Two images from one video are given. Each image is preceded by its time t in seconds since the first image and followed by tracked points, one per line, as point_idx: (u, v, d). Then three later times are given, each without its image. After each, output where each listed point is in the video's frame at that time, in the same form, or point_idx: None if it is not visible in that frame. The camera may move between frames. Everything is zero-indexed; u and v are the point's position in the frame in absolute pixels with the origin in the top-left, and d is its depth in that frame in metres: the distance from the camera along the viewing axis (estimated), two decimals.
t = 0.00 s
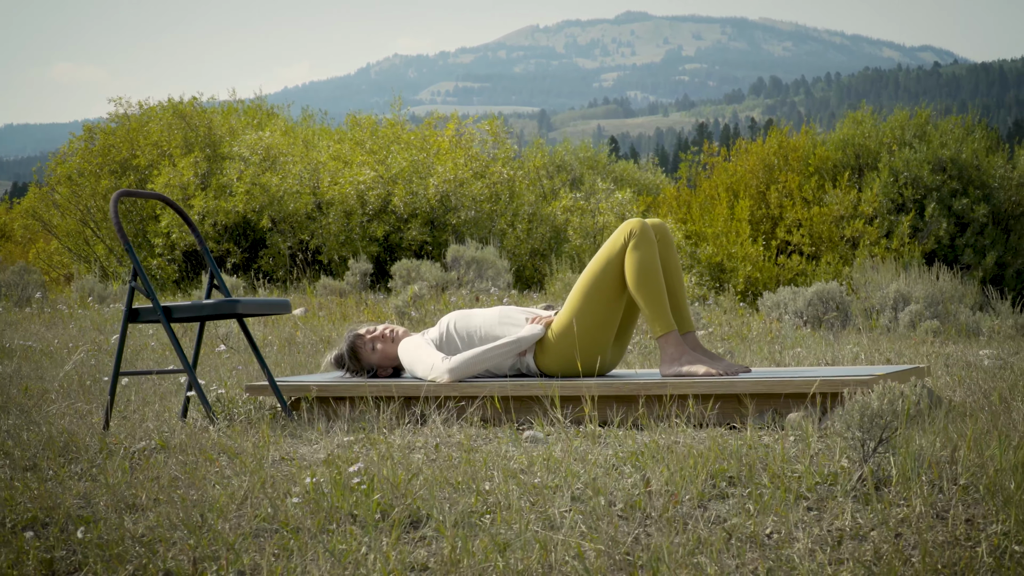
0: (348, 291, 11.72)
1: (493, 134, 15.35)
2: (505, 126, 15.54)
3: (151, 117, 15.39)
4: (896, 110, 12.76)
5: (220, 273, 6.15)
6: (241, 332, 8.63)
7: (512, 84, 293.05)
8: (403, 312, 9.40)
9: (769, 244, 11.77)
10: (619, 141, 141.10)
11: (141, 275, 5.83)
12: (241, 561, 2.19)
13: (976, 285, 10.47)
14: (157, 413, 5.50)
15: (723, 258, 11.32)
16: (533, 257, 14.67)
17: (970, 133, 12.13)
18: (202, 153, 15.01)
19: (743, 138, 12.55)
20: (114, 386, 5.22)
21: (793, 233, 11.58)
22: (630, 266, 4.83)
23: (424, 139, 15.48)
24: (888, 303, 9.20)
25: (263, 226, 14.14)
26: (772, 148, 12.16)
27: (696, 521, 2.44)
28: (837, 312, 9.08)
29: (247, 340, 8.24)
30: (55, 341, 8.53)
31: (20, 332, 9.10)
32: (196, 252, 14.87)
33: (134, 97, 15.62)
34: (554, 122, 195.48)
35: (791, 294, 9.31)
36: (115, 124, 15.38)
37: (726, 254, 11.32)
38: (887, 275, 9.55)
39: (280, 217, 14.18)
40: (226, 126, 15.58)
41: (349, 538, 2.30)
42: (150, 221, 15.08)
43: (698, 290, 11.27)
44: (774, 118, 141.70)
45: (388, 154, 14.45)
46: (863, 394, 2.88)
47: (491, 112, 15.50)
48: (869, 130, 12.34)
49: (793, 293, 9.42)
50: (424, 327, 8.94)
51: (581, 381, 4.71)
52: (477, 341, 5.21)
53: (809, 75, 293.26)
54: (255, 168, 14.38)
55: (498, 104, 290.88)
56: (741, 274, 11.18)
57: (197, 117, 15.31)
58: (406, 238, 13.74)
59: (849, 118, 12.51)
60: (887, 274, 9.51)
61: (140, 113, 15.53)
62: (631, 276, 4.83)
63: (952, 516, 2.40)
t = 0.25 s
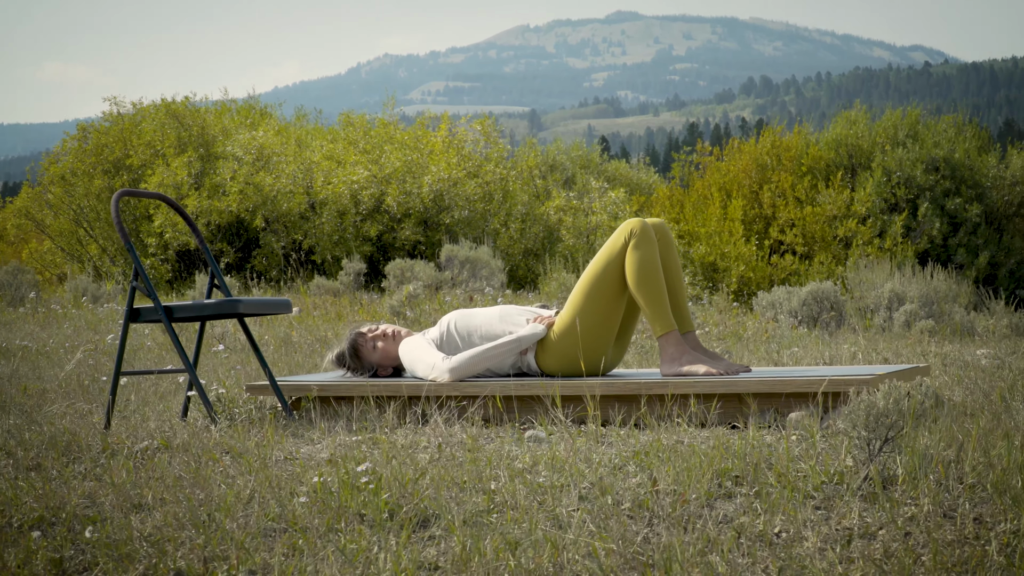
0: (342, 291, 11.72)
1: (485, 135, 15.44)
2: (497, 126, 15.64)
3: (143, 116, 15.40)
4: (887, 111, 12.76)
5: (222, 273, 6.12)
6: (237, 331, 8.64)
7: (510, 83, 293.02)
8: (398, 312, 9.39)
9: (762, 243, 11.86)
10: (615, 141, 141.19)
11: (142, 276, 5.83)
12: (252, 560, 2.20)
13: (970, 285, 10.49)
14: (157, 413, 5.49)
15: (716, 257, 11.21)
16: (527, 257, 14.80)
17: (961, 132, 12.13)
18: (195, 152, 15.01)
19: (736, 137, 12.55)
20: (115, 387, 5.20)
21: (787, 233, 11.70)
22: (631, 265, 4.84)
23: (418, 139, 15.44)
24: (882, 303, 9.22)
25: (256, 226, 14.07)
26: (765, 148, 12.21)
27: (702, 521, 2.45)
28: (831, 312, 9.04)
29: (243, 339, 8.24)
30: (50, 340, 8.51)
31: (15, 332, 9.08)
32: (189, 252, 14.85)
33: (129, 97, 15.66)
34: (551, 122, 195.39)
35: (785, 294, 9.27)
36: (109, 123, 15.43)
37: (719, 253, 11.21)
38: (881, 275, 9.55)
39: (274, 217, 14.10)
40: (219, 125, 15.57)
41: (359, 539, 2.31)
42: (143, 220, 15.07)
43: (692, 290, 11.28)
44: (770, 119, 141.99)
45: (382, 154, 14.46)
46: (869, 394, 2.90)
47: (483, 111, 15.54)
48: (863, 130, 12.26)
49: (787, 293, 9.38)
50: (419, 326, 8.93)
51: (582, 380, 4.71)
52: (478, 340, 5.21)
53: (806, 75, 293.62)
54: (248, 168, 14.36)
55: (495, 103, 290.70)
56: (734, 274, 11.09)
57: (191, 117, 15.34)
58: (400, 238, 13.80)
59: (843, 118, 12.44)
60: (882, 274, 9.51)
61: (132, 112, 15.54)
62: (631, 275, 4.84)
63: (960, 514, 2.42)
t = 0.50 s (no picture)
0: (336, 290, 11.75)
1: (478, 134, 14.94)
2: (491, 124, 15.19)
3: (136, 115, 15.65)
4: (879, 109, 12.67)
5: (223, 273, 6.10)
6: (234, 331, 8.65)
7: (507, 83, 293.00)
8: (393, 311, 9.42)
9: (756, 242, 11.82)
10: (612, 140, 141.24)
11: (144, 275, 5.80)
12: (262, 559, 2.21)
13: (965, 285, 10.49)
14: (158, 413, 5.49)
15: (709, 256, 11.22)
16: (520, 257, 14.50)
17: (953, 132, 12.19)
18: (188, 152, 15.08)
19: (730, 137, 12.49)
20: (116, 386, 5.19)
21: (779, 233, 11.67)
22: (632, 264, 4.84)
23: (410, 139, 15.31)
24: (877, 302, 9.23)
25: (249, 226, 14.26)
26: (758, 148, 12.18)
27: (710, 520, 2.46)
28: (825, 311, 9.05)
29: (240, 339, 8.24)
30: (48, 339, 8.52)
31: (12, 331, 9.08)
32: (182, 251, 14.83)
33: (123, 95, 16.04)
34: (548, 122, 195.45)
35: (780, 293, 9.27)
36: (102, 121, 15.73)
37: (712, 253, 11.22)
38: (876, 274, 9.55)
39: (267, 216, 14.28)
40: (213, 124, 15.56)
41: (370, 539, 2.31)
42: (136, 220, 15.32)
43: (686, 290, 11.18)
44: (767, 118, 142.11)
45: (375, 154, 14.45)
46: (875, 394, 2.92)
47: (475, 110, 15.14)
48: (855, 130, 12.23)
49: (782, 293, 9.43)
50: (415, 325, 8.94)
51: (585, 379, 4.71)
52: (479, 339, 5.20)
53: (804, 74, 293.83)
54: (242, 168, 14.46)
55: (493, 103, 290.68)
56: (727, 273, 11.05)
57: (184, 117, 15.39)
58: (393, 238, 13.76)
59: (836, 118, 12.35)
60: (876, 274, 9.51)
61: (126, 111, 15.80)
62: (633, 274, 4.84)
63: (968, 513, 2.43)
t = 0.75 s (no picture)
0: (330, 289, 11.76)
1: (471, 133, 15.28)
2: (484, 124, 15.44)
3: (129, 116, 15.66)
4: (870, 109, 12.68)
5: (224, 273, 6.09)
6: (230, 331, 8.65)
7: (505, 82, 292.93)
8: (388, 310, 9.37)
9: (749, 242, 11.76)
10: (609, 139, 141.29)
11: (145, 275, 5.79)
12: (272, 558, 2.21)
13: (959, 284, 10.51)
14: (158, 413, 5.49)
15: (702, 256, 11.03)
16: (513, 256, 14.62)
17: (944, 133, 12.31)
18: (181, 152, 15.08)
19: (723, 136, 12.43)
20: (117, 386, 5.17)
21: (772, 232, 11.64)
22: (633, 263, 4.86)
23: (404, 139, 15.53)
24: (871, 301, 9.24)
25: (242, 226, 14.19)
26: (751, 148, 12.07)
27: (719, 519, 2.47)
28: (820, 311, 9.03)
29: (237, 339, 8.24)
30: (43, 339, 8.49)
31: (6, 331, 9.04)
32: (175, 251, 14.77)
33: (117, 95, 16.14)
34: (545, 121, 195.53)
35: (774, 292, 9.22)
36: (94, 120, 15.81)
37: (705, 253, 11.05)
38: (870, 274, 9.56)
39: (260, 216, 14.18)
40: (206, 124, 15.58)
41: (381, 538, 2.32)
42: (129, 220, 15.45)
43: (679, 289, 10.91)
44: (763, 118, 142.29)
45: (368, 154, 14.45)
46: (880, 393, 2.93)
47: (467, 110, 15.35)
48: (847, 130, 12.33)
49: (776, 292, 9.34)
50: (410, 325, 8.94)
51: (587, 379, 4.70)
52: (480, 339, 5.21)
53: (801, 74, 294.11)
54: (233, 167, 14.37)
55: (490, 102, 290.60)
56: (720, 273, 10.94)
57: (177, 117, 15.40)
58: (386, 237, 13.73)
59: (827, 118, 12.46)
60: (870, 274, 9.53)
61: (120, 112, 15.86)
62: (634, 272, 4.85)
63: (975, 512, 2.44)
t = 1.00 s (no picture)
0: (323, 289, 11.75)
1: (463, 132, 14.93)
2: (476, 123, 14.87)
3: (122, 115, 15.46)
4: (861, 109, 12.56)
5: (225, 273, 6.09)
6: (227, 330, 8.64)
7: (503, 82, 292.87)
8: (383, 311, 9.38)
9: (741, 242, 11.86)
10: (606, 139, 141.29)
11: (146, 275, 5.78)
12: (283, 558, 2.22)
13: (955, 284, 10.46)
14: (159, 412, 5.48)
15: (694, 255, 11.27)
16: (506, 256, 14.35)
17: (937, 132, 12.07)
18: (174, 152, 15.02)
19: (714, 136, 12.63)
20: (118, 385, 5.17)
21: (765, 232, 11.71)
22: (633, 262, 4.86)
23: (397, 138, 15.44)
24: (866, 301, 9.25)
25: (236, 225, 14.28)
26: (743, 147, 12.21)
27: (727, 517, 2.49)
28: (814, 310, 9.07)
29: (234, 338, 8.24)
30: (39, 339, 8.46)
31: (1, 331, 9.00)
32: (168, 250, 14.72)
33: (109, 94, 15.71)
34: (542, 121, 195.57)
35: (768, 293, 9.22)
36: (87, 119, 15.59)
37: (698, 253, 11.28)
38: (864, 273, 9.58)
39: (253, 216, 14.30)
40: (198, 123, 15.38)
41: (392, 538, 2.33)
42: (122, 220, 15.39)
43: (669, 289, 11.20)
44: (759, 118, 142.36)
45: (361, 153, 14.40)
46: (884, 393, 2.95)
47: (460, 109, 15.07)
48: (840, 128, 12.19)
49: (770, 291, 9.35)
50: (405, 324, 8.92)
51: (589, 379, 4.70)
52: (480, 338, 5.21)
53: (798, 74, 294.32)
54: (227, 168, 14.48)
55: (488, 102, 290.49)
56: (713, 272, 11.13)
57: (169, 116, 15.19)
58: (379, 237, 13.69)
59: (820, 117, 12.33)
60: (864, 274, 9.54)
61: (111, 111, 15.61)
62: (634, 271, 4.86)
63: (980, 510, 2.46)
